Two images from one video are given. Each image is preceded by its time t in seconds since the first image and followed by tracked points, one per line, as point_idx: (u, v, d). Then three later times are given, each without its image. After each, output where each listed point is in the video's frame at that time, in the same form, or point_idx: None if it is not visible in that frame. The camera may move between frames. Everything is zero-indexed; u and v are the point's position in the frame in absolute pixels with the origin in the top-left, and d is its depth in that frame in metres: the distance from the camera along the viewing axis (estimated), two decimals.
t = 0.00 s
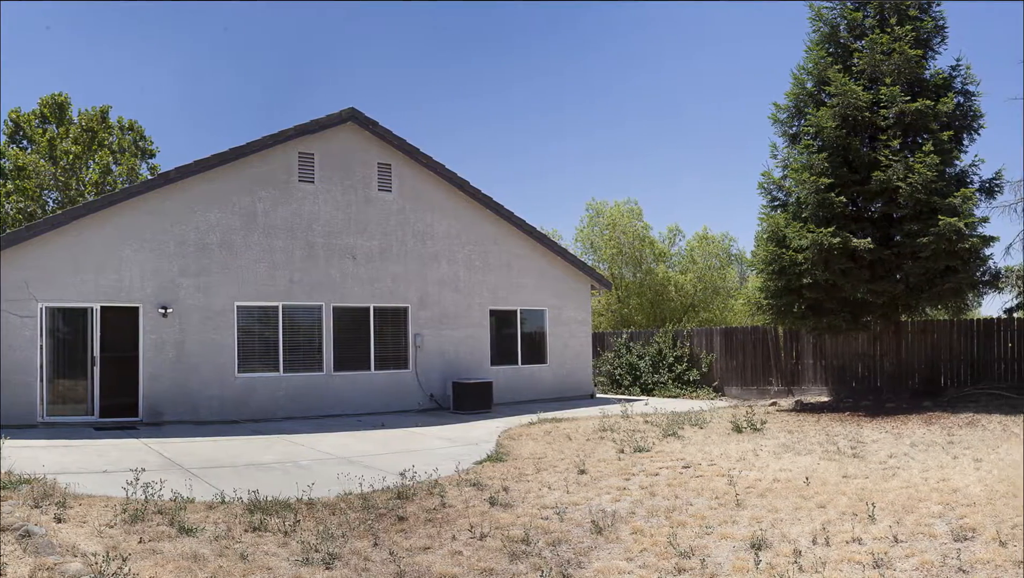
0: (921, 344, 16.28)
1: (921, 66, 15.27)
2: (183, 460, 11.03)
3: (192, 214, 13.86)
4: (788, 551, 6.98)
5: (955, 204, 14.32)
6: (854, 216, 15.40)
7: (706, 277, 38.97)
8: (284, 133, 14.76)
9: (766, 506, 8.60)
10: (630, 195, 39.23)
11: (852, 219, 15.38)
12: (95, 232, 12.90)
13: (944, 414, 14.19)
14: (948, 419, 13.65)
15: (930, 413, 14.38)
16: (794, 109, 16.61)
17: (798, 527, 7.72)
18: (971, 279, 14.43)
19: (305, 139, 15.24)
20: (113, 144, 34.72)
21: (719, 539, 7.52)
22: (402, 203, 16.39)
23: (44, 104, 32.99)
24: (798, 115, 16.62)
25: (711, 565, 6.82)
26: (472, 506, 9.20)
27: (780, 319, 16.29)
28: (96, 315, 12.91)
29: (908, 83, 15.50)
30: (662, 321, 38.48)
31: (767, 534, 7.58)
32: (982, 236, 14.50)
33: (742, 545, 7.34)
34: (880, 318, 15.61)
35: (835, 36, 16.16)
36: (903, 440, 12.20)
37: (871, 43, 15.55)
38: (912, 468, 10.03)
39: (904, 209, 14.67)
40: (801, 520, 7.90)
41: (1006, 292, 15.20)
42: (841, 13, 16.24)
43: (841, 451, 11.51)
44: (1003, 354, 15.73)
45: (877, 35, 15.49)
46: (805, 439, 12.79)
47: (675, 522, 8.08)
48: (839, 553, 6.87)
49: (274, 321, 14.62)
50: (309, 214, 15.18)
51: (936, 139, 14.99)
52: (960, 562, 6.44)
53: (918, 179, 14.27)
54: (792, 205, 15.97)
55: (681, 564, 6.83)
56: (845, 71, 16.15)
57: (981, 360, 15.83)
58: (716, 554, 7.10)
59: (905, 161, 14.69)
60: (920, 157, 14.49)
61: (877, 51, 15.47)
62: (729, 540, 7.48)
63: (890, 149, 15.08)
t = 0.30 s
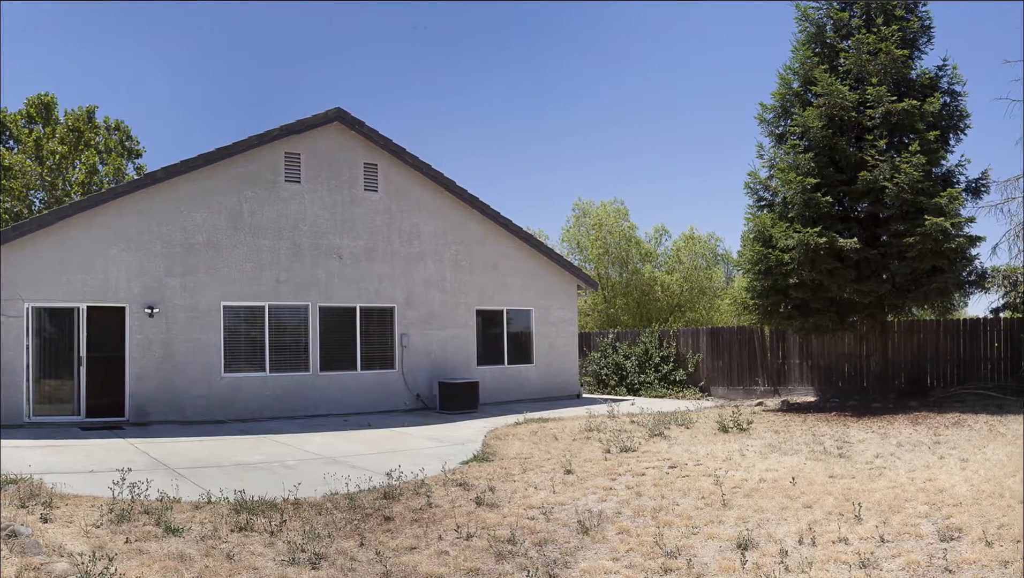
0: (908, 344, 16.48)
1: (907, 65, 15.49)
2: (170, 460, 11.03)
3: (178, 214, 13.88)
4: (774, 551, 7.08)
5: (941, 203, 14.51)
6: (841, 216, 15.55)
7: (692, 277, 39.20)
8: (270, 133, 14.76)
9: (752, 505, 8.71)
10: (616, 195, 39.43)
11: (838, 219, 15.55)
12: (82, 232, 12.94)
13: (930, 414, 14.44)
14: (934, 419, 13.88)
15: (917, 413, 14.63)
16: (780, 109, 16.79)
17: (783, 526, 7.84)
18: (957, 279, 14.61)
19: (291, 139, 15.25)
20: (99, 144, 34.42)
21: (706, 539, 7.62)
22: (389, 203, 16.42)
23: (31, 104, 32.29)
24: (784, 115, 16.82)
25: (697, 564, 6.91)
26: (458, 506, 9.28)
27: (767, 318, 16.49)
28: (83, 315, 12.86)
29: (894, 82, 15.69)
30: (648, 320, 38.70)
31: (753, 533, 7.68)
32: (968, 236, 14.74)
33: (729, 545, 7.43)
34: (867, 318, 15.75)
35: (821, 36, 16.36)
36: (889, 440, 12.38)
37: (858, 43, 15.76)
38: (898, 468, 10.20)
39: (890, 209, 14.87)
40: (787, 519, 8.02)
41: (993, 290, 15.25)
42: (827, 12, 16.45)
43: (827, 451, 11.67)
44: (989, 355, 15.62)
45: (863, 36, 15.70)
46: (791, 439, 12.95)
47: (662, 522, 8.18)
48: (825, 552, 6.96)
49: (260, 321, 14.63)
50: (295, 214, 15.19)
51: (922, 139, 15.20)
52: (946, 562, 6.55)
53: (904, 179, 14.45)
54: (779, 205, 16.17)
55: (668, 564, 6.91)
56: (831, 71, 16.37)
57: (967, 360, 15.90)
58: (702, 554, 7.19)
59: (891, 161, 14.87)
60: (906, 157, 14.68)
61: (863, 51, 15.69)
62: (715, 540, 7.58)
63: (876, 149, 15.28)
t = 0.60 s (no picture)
0: (894, 344, 16.79)
1: (893, 66, 15.72)
2: (157, 460, 11.03)
3: (164, 214, 13.88)
4: (760, 551, 7.17)
5: (928, 203, 14.69)
6: (827, 216, 15.76)
7: (678, 277, 39.42)
8: (256, 133, 14.76)
9: (738, 506, 8.82)
10: (602, 195, 39.64)
11: (825, 219, 15.76)
12: (67, 233, 12.98)
13: (916, 414, 14.66)
14: (920, 419, 14.11)
15: (903, 413, 14.86)
16: (766, 109, 16.98)
17: (770, 526, 7.94)
18: (943, 279, 14.83)
19: (277, 139, 15.25)
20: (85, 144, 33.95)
21: (692, 539, 7.72)
22: (375, 203, 16.45)
23: (17, 103, 32.11)
24: (770, 115, 17.01)
25: (683, 565, 7.00)
26: (444, 506, 9.35)
27: (753, 318, 16.66)
28: (68, 315, 12.97)
29: (881, 83, 15.94)
30: (634, 320, 38.86)
31: (739, 534, 7.77)
32: (954, 236, 14.93)
33: (715, 545, 7.52)
34: (853, 318, 15.95)
35: (807, 36, 16.56)
36: (875, 440, 12.56)
37: (844, 44, 15.97)
38: (884, 468, 10.36)
39: (876, 209, 15.08)
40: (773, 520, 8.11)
41: (977, 291, 15.40)
42: (813, 13, 16.59)
43: (813, 451, 11.83)
44: (975, 355, 16.21)
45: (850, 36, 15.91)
46: (777, 439, 13.11)
47: (648, 523, 8.28)
48: (810, 553, 7.05)
49: (247, 321, 14.62)
50: (282, 214, 15.20)
51: (908, 139, 15.43)
52: (932, 562, 6.63)
53: (890, 179, 14.66)
54: (765, 205, 16.35)
55: (654, 564, 7.00)
56: (817, 70, 16.57)
57: (953, 360, 16.37)
58: (688, 554, 7.28)
59: (877, 161, 15.08)
60: (892, 157, 14.89)
61: (849, 51, 15.90)
62: (701, 540, 7.68)
63: (863, 148, 15.49)
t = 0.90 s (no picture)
0: (880, 344, 17.09)
1: (879, 66, 15.94)
2: (143, 460, 11.04)
3: (151, 214, 13.88)
4: (746, 551, 7.27)
5: (914, 203, 14.89)
6: (814, 217, 15.99)
7: (664, 277, 39.62)
8: (242, 133, 14.76)
9: (725, 506, 8.95)
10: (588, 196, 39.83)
11: (811, 219, 15.98)
12: (53, 233, 12.95)
13: (903, 414, 14.89)
14: (907, 419, 14.33)
15: (889, 413, 15.09)
16: (752, 109, 17.17)
17: (756, 526, 8.05)
18: (928, 279, 15.06)
19: (263, 139, 15.26)
20: (72, 144, 34.09)
21: (678, 539, 7.82)
22: (361, 203, 16.49)
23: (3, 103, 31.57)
24: (756, 115, 17.21)
25: (669, 564, 7.10)
26: (431, 506, 9.43)
27: (739, 318, 16.85)
28: (55, 315, 12.96)
29: (867, 82, 16.18)
30: (621, 321, 39.01)
31: (726, 533, 7.88)
32: (940, 236, 15.14)
33: (702, 545, 7.62)
34: (839, 318, 16.20)
35: (793, 36, 16.77)
36: (862, 440, 12.75)
37: (830, 45, 16.18)
38: (870, 468, 10.54)
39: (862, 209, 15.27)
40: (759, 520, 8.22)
41: (963, 291, 15.59)
42: (799, 13, 16.80)
43: (799, 451, 12.00)
44: (962, 355, 16.56)
45: (836, 37, 16.14)
46: (764, 439, 13.28)
47: (634, 523, 8.39)
48: (796, 552, 7.14)
49: (233, 321, 14.63)
50: (268, 214, 15.21)
51: (894, 139, 15.67)
52: (919, 562, 6.73)
53: (876, 179, 14.88)
54: (751, 205, 16.53)
55: (640, 564, 7.09)
56: (804, 70, 16.78)
57: (939, 360, 16.67)
58: (674, 554, 7.38)
59: (863, 161, 15.29)
60: (879, 157, 15.10)
61: (835, 52, 16.12)
62: (688, 540, 7.78)
63: (849, 149, 15.70)
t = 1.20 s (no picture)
0: (867, 343, 17.29)
1: (865, 66, 16.17)
2: (129, 459, 11.04)
3: (137, 214, 13.87)
4: (732, 551, 7.38)
5: (900, 203, 15.12)
6: (799, 217, 16.14)
7: (651, 277, 39.84)
8: (228, 133, 14.75)
9: (710, 505, 9.08)
10: (575, 196, 40.00)
11: (798, 218, 16.15)
12: (39, 233, 12.93)
13: (888, 414, 15.10)
14: (893, 419, 14.54)
15: (876, 413, 15.29)
16: (738, 109, 17.38)
17: (743, 526, 8.18)
18: (915, 279, 15.24)
19: (249, 139, 15.26)
20: (58, 144, 33.73)
21: (664, 539, 7.93)
22: (348, 203, 16.52)
23: None
24: (743, 115, 17.41)
25: (655, 564, 7.20)
26: (417, 506, 9.50)
27: (725, 318, 17.02)
28: (41, 315, 12.96)
29: (853, 82, 16.40)
30: (607, 320, 39.16)
31: (712, 533, 7.99)
32: (926, 237, 15.32)
33: (688, 545, 7.73)
34: (825, 318, 16.40)
35: (780, 36, 16.97)
36: (848, 440, 12.94)
37: (816, 45, 16.38)
38: (856, 468, 10.70)
39: (849, 209, 15.46)
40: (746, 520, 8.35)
41: (950, 290, 15.83)
42: (785, 13, 16.94)
43: (785, 451, 12.16)
44: (947, 354, 16.84)
45: (822, 37, 16.33)
46: (749, 439, 13.44)
47: (621, 523, 8.50)
48: (782, 552, 7.25)
49: (219, 321, 14.63)
50: (254, 214, 15.21)
51: (881, 139, 15.89)
52: (905, 562, 6.85)
53: (862, 179, 15.06)
54: (738, 205, 16.74)
55: (626, 564, 7.18)
56: (790, 70, 16.98)
57: (926, 360, 16.95)
58: (661, 554, 7.49)
59: (850, 161, 15.48)
60: (865, 156, 15.28)
61: (822, 51, 16.32)
62: (674, 540, 7.90)
63: (835, 148, 15.87)
